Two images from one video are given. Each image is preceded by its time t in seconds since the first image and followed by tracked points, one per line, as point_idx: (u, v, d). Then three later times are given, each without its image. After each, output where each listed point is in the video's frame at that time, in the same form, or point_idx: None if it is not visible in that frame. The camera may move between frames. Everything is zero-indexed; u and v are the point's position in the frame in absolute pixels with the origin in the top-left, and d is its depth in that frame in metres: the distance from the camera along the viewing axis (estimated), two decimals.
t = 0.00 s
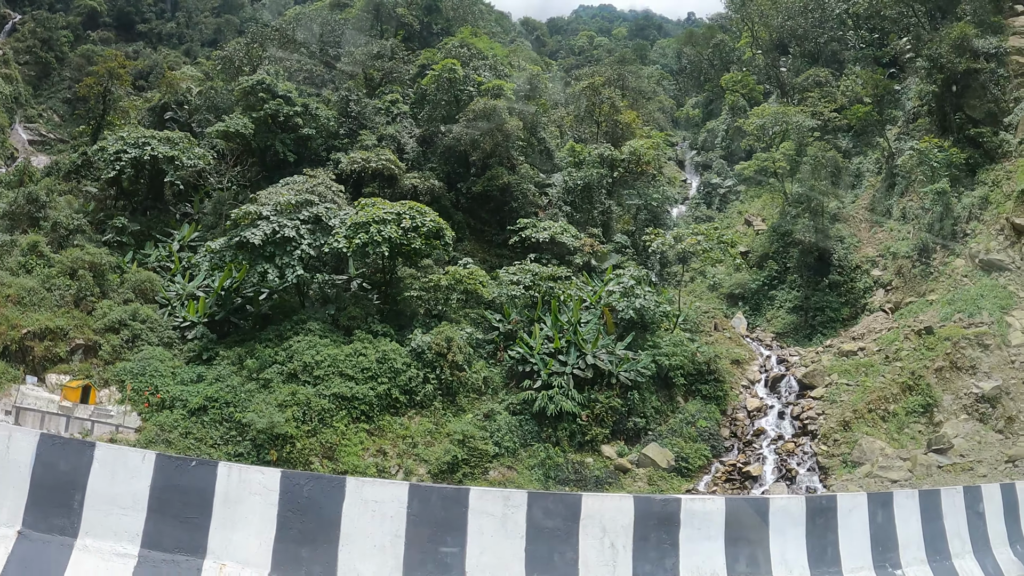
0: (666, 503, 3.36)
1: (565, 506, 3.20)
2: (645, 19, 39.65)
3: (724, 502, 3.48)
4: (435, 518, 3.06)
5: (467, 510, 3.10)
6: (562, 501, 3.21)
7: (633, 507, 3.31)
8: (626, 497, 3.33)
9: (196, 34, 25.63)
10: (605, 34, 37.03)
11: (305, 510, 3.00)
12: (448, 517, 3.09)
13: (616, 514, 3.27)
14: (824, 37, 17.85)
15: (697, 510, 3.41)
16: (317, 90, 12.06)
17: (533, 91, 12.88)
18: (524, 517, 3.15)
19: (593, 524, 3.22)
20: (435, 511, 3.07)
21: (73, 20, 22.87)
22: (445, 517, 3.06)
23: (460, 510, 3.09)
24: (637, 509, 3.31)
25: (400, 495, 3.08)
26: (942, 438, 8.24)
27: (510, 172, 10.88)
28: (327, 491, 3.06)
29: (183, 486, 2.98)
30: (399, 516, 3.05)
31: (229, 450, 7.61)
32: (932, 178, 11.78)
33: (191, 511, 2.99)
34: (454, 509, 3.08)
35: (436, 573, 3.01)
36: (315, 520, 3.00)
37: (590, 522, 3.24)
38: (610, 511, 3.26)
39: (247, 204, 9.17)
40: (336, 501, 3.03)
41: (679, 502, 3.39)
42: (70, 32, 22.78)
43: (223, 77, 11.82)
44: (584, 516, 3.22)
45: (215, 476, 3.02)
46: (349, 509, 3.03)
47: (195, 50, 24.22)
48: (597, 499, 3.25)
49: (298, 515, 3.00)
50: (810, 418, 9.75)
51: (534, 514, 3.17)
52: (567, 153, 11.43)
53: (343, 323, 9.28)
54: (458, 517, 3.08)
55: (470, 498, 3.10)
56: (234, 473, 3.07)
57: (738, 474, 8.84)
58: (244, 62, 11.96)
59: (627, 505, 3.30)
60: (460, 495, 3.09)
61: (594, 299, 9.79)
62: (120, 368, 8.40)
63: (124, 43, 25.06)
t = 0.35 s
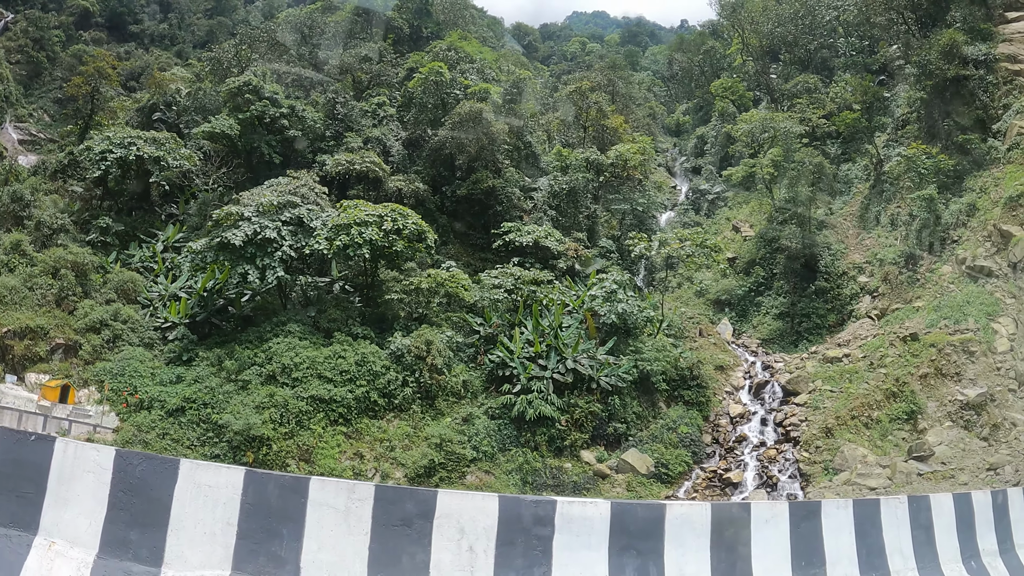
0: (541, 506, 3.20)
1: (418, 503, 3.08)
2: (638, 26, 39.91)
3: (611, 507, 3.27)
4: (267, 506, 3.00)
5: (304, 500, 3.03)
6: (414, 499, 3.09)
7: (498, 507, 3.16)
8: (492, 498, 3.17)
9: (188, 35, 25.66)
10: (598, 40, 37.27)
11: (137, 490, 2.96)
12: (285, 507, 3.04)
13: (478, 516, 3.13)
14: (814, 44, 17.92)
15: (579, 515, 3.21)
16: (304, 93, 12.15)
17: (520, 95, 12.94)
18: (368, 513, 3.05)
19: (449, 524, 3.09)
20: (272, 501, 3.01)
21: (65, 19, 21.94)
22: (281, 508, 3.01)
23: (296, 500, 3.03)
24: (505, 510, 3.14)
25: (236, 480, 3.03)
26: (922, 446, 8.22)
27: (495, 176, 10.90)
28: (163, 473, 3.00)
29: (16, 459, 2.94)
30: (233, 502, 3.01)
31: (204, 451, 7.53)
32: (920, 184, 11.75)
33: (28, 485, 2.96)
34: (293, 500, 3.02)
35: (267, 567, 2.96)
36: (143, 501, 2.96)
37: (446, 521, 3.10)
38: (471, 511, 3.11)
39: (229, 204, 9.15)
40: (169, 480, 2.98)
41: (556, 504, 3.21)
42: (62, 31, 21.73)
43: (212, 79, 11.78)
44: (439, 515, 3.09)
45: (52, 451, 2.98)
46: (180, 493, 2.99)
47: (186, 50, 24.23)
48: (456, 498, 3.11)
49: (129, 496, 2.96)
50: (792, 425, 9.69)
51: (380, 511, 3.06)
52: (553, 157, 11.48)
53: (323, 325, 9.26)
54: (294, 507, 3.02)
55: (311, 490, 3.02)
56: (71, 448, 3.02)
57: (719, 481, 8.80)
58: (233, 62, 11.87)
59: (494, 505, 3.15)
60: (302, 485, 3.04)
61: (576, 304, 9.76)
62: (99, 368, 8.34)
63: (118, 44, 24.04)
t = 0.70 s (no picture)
0: (416, 506, 3.19)
1: (283, 497, 3.14)
2: (631, 34, 40.03)
3: (498, 511, 3.26)
4: (129, 496, 3.09)
5: (165, 487, 3.11)
6: (281, 494, 3.15)
7: (369, 506, 3.16)
8: (363, 496, 3.18)
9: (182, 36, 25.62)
10: (592, 47, 37.48)
11: None
12: (146, 494, 3.13)
13: (346, 513, 3.13)
14: (806, 51, 17.98)
15: (457, 517, 3.20)
16: (293, 96, 12.20)
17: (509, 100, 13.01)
18: (230, 504, 3.10)
19: (313, 521, 3.11)
20: (130, 487, 3.10)
21: (59, 21, 21.38)
22: (140, 494, 3.10)
23: (157, 487, 3.11)
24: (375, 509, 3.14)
25: (99, 464, 3.12)
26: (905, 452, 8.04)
27: (481, 180, 10.90)
28: (28, 454, 3.11)
29: None
30: (95, 487, 3.10)
31: (184, 454, 7.48)
32: (908, 191, 11.74)
33: None
34: (153, 486, 3.10)
35: (126, 556, 3.04)
36: (6, 482, 3.06)
37: (313, 518, 3.13)
38: (338, 508, 3.13)
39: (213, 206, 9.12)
40: (30, 462, 3.08)
41: (434, 505, 3.21)
42: (55, 32, 21.26)
43: (201, 81, 11.79)
44: (305, 511, 3.12)
45: None
46: (44, 474, 3.07)
47: (178, 52, 24.19)
48: (321, 496, 3.13)
49: None
50: (777, 432, 9.63)
51: (244, 504, 3.11)
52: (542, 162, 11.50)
53: (306, 328, 9.25)
54: (154, 494, 3.09)
55: (172, 477, 3.10)
56: None
57: (702, 487, 8.72)
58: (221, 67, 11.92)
59: (365, 503, 3.14)
60: (162, 472, 3.12)
61: (561, 309, 9.75)
62: (81, 369, 8.28)
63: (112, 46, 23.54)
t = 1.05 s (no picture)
0: (283, 500, 3.19)
1: (148, 485, 3.18)
2: (623, 41, 40.19)
3: (373, 510, 3.24)
4: None
5: (34, 469, 3.18)
6: (146, 482, 3.18)
7: (235, 498, 3.17)
8: (227, 488, 3.19)
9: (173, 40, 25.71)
10: (585, 54, 37.74)
11: None
12: (14, 475, 3.20)
13: (210, 504, 3.16)
14: (796, 59, 18.08)
15: (325, 514, 3.20)
16: (283, 100, 12.27)
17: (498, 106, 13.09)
18: (95, 490, 3.17)
19: (178, 510, 3.16)
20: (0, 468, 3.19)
21: (53, 22, 20.55)
22: (8, 475, 3.18)
23: (25, 468, 3.20)
24: (237, 501, 3.15)
25: None
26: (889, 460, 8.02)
27: (469, 185, 10.92)
28: None
29: None
30: None
31: (164, 457, 7.41)
32: (897, 198, 11.75)
33: None
34: (22, 468, 3.19)
35: None
36: None
37: (178, 508, 3.17)
38: (202, 499, 3.15)
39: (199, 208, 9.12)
40: None
41: (304, 500, 3.20)
42: (48, 34, 20.75)
43: (190, 84, 11.83)
44: (170, 500, 3.16)
45: None
46: None
47: (169, 56, 24.28)
48: (188, 486, 3.16)
49: None
50: (762, 439, 9.60)
51: (109, 490, 3.17)
52: (530, 167, 11.54)
53: (290, 331, 9.24)
54: (22, 474, 3.18)
55: (40, 460, 3.18)
56: None
57: (685, 495, 8.66)
58: (211, 70, 11.98)
59: (228, 495, 3.17)
60: (31, 454, 3.20)
61: (546, 314, 9.74)
62: (64, 371, 8.25)
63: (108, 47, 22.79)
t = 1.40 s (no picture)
0: (146, 485, 3.20)
1: (11, 464, 3.18)
2: (616, 48, 40.44)
3: (235, 500, 3.22)
4: None
5: None
6: (9, 459, 3.19)
7: (98, 480, 3.20)
8: (93, 471, 3.22)
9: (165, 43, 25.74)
10: (578, 61, 38.04)
11: None
12: None
13: (76, 487, 3.19)
14: (786, 66, 18.17)
15: (187, 501, 3.21)
16: (272, 104, 12.34)
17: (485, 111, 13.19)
18: None
19: (39, 490, 3.17)
20: None
21: (44, 24, 19.91)
22: None
23: None
24: (100, 485, 3.18)
25: None
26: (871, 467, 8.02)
27: (455, 190, 10.96)
28: None
29: None
30: None
31: (143, 460, 7.37)
32: (885, 205, 11.78)
33: None
34: None
35: None
36: None
37: (40, 487, 3.18)
38: (66, 481, 3.18)
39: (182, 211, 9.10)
40: None
41: (168, 486, 3.21)
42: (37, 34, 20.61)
43: (179, 87, 11.86)
44: (33, 479, 3.17)
45: None
46: None
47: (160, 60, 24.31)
48: (51, 466, 3.18)
49: None
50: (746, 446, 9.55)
51: None
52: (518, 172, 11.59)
53: (272, 335, 9.22)
54: None
55: None
56: None
57: (668, 501, 8.61)
58: (199, 73, 12.04)
59: (93, 479, 3.20)
60: None
61: (531, 319, 9.73)
62: (45, 373, 8.18)
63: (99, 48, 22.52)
